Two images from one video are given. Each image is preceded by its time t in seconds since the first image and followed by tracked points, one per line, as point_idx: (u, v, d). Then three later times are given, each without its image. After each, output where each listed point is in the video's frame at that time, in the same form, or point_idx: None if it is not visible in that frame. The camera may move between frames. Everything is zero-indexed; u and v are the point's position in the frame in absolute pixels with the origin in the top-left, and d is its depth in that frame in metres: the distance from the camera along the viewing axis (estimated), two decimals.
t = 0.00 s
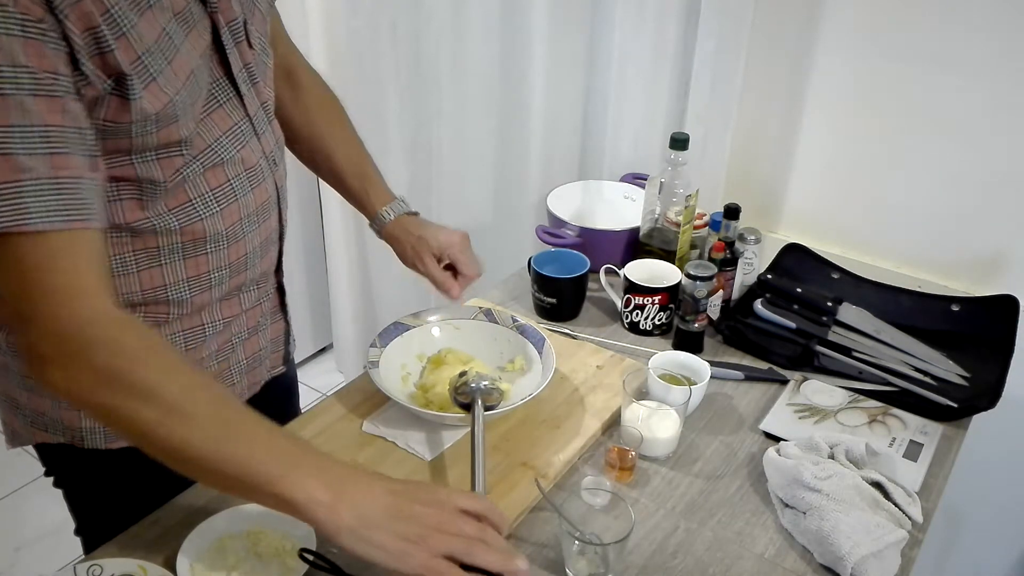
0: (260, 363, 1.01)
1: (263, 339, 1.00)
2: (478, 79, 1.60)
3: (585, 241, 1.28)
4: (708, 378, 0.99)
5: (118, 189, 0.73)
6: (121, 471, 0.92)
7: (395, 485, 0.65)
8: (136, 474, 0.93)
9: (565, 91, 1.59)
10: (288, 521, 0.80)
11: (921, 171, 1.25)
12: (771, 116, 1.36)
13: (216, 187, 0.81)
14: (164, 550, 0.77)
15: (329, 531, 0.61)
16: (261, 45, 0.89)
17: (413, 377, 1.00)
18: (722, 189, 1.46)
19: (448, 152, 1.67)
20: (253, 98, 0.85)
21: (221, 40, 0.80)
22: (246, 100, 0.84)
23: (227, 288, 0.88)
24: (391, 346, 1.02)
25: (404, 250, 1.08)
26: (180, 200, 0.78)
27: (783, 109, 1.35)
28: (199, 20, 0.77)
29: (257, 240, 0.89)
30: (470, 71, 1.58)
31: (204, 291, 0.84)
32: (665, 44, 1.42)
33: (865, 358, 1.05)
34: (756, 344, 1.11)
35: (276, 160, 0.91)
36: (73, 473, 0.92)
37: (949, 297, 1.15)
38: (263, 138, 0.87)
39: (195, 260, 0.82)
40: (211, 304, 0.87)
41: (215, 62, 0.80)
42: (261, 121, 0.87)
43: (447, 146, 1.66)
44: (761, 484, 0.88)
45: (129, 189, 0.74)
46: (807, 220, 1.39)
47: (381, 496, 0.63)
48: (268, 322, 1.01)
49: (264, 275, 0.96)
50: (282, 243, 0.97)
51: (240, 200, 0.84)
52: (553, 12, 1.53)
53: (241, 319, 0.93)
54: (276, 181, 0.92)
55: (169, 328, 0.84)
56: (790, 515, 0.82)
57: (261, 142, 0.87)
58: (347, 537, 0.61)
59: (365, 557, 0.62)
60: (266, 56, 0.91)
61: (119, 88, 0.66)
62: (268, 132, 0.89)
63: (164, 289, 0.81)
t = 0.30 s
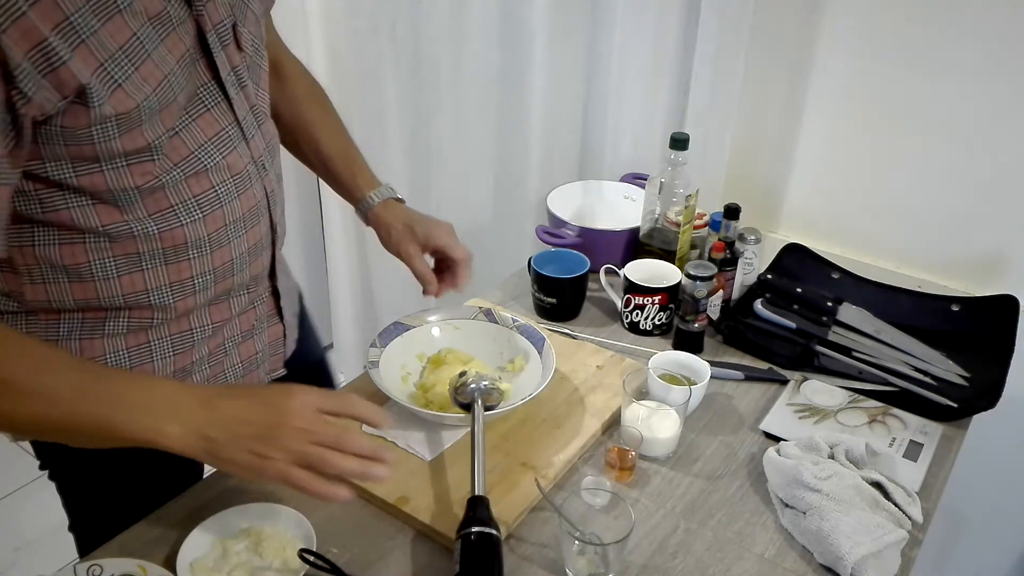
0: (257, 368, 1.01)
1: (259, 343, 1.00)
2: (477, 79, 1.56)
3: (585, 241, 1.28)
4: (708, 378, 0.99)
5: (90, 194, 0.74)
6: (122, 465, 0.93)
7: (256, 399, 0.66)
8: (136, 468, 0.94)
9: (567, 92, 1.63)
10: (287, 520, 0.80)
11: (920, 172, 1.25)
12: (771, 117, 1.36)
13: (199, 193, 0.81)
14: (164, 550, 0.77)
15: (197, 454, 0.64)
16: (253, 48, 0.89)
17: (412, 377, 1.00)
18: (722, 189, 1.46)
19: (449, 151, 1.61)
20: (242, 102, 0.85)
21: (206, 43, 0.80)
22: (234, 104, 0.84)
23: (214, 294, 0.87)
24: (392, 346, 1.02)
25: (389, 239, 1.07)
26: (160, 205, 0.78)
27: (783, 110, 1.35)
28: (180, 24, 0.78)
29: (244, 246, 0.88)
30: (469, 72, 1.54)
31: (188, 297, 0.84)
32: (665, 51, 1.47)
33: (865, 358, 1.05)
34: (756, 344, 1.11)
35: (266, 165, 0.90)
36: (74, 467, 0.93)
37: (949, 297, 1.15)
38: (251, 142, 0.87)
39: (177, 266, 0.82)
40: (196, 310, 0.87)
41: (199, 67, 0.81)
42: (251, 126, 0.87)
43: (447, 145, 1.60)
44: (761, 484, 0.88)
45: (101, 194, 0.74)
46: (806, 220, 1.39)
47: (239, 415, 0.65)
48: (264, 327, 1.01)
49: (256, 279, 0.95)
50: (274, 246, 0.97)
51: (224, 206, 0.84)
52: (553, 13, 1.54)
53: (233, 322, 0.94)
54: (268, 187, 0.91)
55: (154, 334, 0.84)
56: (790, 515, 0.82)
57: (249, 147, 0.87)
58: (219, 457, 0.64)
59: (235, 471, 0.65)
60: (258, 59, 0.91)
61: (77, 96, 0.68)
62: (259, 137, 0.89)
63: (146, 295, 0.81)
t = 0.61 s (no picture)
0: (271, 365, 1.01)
1: (271, 340, 1.00)
2: (475, 81, 1.53)
3: (585, 241, 1.28)
4: (708, 378, 0.99)
5: (95, 169, 0.78)
6: (139, 454, 0.97)
7: (203, 352, 0.71)
8: (152, 458, 0.98)
9: (567, 92, 1.65)
10: (287, 520, 0.80)
11: (921, 172, 1.25)
12: (771, 117, 1.36)
13: (206, 182, 0.83)
14: (164, 550, 0.77)
15: (147, 390, 0.71)
16: (283, 49, 0.90)
17: (412, 377, 1.00)
18: (722, 189, 1.46)
19: (448, 152, 1.57)
20: (264, 99, 0.87)
21: (230, 38, 0.82)
22: (254, 100, 0.85)
23: (220, 285, 0.89)
24: (391, 346, 1.02)
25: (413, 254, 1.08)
26: (164, 188, 0.81)
27: (783, 109, 1.35)
28: (202, 15, 0.80)
29: (253, 240, 0.89)
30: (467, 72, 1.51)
31: (192, 284, 0.86)
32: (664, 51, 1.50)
33: (866, 359, 1.05)
34: (756, 344, 1.11)
35: (284, 164, 0.91)
36: (91, 453, 0.96)
37: (949, 297, 1.15)
38: (269, 139, 0.88)
39: (180, 251, 0.84)
40: (203, 299, 0.88)
41: (223, 59, 0.83)
42: (271, 123, 0.88)
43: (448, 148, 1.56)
44: (761, 484, 0.88)
45: (106, 170, 0.78)
46: (807, 220, 1.39)
47: (187, 361, 0.71)
48: (281, 324, 1.02)
49: (270, 277, 0.95)
50: (292, 247, 0.97)
51: (231, 197, 0.85)
52: (553, 13, 1.55)
53: (245, 318, 0.95)
54: (286, 185, 0.92)
55: (160, 317, 0.87)
56: (790, 515, 0.82)
57: (266, 143, 0.88)
58: (168, 396, 0.71)
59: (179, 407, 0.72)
60: (290, 62, 0.93)
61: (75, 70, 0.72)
62: (279, 135, 0.89)
63: (149, 275, 0.84)
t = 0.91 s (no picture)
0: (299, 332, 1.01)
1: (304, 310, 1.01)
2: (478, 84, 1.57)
3: (585, 241, 1.28)
4: (708, 378, 0.99)
5: (159, 109, 0.80)
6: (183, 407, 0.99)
7: (245, 286, 0.79)
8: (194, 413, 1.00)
9: (566, 92, 1.62)
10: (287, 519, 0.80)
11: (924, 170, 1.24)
12: (770, 117, 1.36)
13: (256, 140, 0.84)
14: (164, 549, 0.77)
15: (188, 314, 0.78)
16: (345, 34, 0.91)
17: (413, 377, 1.00)
18: (722, 189, 1.46)
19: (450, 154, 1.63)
20: (322, 76, 0.88)
21: (300, 10, 0.83)
22: (313, 73, 0.86)
23: (252, 244, 0.90)
24: (391, 346, 1.02)
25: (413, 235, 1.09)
26: (216, 138, 0.82)
27: (783, 109, 1.34)
28: None
29: (292, 206, 0.90)
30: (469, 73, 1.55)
31: (228, 237, 0.88)
32: (666, 44, 1.45)
33: (866, 359, 1.05)
34: (756, 344, 1.11)
35: (332, 140, 0.91)
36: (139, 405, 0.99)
37: (949, 297, 1.15)
38: (321, 114, 0.89)
39: (222, 202, 0.85)
40: (235, 254, 0.90)
41: (291, 29, 0.84)
42: (325, 99, 0.89)
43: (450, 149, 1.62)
44: (761, 484, 0.88)
45: (168, 112, 0.80)
46: (807, 220, 1.39)
47: (228, 292, 0.78)
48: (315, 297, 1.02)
49: (303, 246, 0.95)
50: (329, 223, 0.97)
51: (276, 158, 0.86)
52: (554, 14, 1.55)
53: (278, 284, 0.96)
54: (331, 162, 0.92)
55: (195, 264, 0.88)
56: (791, 515, 0.82)
57: (318, 117, 0.89)
58: (206, 323, 0.78)
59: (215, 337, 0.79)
60: (351, 50, 0.95)
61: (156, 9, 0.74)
62: (331, 112, 0.90)
63: (189, 219, 0.85)
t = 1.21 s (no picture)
0: (297, 305, 1.01)
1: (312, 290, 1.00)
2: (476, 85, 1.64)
3: (586, 241, 1.27)
4: (708, 378, 0.99)
5: (206, 70, 0.82)
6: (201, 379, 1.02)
7: (279, 216, 0.81)
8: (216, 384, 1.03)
9: (566, 93, 1.55)
10: (287, 519, 0.80)
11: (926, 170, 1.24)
12: (770, 117, 1.36)
13: (289, 114, 0.85)
14: (164, 549, 0.77)
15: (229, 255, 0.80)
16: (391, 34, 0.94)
17: (413, 377, 1.01)
18: (722, 189, 1.46)
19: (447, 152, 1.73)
20: (362, 70, 0.90)
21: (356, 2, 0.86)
22: (355, 64, 0.88)
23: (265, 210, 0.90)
24: (392, 346, 1.02)
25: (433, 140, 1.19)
26: (251, 106, 0.83)
27: (783, 110, 1.34)
28: None
29: (308, 182, 0.91)
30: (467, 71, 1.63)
31: (244, 200, 0.89)
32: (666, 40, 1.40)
33: (866, 359, 1.05)
34: (756, 343, 1.11)
35: (360, 129, 0.92)
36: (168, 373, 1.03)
37: (949, 297, 1.15)
38: (354, 104, 0.90)
39: (244, 166, 0.87)
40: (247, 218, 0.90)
41: (345, 18, 0.86)
42: (360, 91, 0.90)
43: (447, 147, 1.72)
44: (761, 484, 0.88)
45: (213, 74, 0.82)
46: (806, 219, 1.39)
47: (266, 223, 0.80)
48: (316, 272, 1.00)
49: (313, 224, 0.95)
50: (343, 209, 0.96)
51: (303, 135, 0.87)
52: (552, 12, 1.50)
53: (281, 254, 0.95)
54: (354, 150, 0.93)
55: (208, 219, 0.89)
56: (790, 515, 0.82)
57: (349, 106, 0.90)
58: (246, 252, 0.80)
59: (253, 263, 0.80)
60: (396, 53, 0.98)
61: None
62: (365, 104, 0.91)
63: (212, 176, 0.87)
